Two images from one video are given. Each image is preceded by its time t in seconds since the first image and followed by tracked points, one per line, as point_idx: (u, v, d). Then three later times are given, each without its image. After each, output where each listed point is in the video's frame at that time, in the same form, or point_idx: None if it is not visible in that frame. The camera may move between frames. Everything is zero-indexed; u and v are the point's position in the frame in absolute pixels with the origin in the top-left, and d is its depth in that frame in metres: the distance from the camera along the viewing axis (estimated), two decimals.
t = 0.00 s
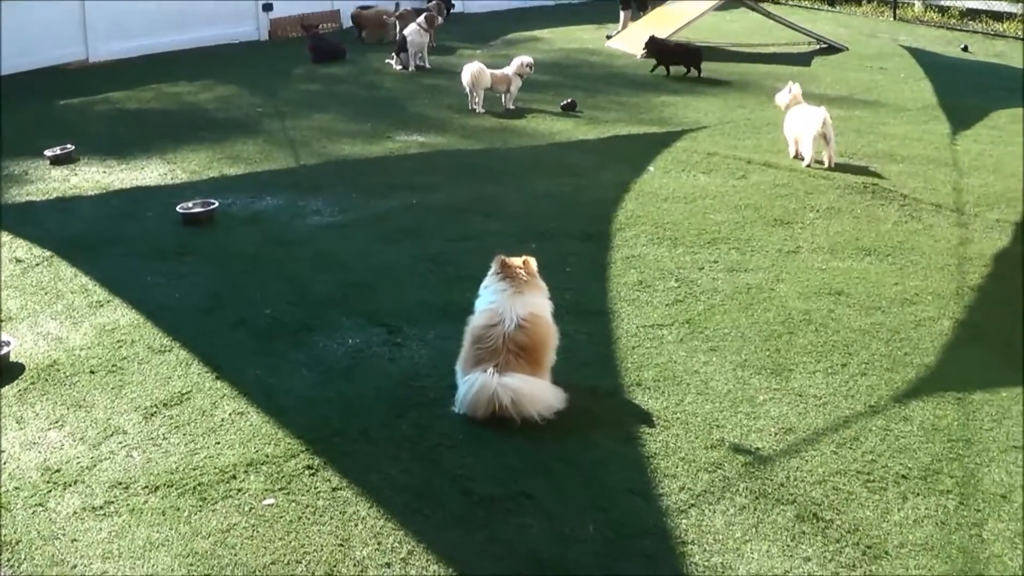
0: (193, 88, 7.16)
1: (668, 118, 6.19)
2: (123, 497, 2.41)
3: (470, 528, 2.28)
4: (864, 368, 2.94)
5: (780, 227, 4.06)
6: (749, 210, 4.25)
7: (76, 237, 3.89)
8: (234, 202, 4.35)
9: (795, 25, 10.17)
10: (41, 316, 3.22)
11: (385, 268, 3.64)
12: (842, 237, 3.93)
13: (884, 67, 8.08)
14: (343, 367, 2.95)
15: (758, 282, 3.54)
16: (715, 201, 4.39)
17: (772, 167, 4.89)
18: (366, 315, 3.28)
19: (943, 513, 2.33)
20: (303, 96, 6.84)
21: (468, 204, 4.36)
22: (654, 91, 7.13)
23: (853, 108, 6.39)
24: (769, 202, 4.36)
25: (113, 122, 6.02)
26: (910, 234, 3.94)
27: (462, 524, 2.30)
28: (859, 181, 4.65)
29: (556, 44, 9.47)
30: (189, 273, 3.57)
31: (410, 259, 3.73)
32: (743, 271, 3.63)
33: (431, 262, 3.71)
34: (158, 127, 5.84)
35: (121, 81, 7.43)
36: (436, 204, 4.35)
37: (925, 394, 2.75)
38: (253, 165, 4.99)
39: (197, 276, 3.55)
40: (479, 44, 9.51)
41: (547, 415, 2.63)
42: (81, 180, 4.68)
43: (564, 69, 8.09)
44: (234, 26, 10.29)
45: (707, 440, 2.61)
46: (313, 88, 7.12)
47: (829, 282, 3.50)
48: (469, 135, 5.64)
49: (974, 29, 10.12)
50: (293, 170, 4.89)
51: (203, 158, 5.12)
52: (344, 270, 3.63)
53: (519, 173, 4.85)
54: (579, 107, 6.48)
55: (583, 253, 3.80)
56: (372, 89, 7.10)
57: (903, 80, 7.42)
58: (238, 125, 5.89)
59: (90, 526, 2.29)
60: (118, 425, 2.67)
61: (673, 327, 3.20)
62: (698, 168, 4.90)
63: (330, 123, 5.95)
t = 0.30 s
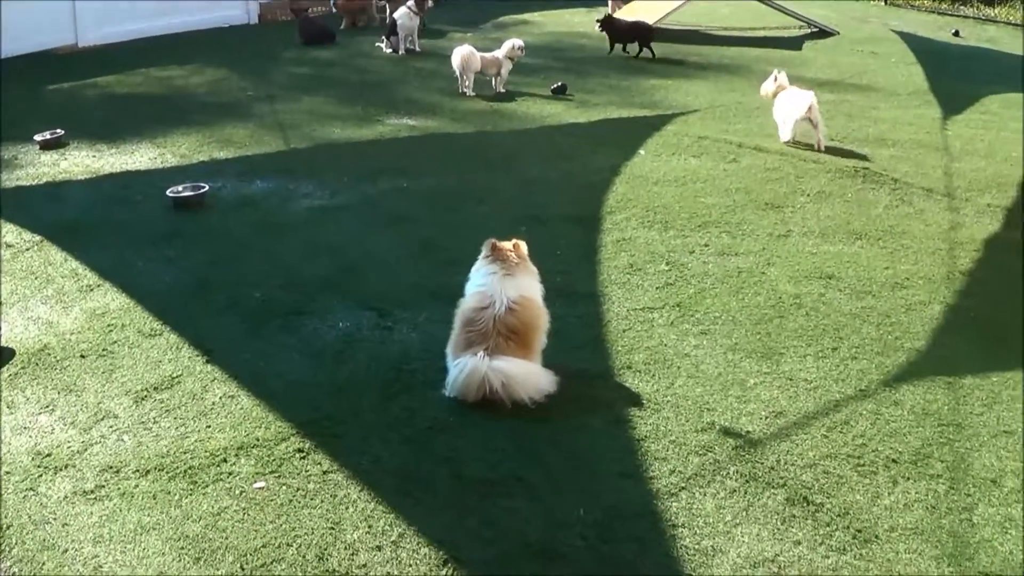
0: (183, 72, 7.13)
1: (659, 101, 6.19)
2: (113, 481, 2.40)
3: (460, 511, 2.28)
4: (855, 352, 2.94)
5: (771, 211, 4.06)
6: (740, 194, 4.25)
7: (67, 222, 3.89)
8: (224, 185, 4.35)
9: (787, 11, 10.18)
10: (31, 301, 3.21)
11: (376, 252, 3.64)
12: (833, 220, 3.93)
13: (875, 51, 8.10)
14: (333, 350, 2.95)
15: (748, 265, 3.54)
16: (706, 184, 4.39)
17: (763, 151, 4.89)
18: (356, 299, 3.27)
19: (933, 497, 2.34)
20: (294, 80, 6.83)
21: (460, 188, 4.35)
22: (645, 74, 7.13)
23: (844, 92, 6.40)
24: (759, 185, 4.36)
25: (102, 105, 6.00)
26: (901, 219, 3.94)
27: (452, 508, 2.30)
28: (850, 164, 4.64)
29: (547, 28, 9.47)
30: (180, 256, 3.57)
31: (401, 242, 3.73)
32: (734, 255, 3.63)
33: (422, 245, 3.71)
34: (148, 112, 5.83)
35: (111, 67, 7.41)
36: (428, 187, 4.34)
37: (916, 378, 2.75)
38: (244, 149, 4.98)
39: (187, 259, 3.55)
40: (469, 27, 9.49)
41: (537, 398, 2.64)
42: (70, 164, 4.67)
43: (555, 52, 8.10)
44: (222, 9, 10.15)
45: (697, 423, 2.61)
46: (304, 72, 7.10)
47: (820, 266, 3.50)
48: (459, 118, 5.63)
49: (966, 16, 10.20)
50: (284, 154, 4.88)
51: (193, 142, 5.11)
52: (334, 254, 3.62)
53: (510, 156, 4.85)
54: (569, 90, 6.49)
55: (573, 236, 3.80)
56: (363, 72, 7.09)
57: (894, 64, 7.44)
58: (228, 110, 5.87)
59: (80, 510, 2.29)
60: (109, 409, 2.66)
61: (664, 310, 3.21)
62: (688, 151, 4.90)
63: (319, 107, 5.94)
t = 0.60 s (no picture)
0: (178, 52, 7.11)
1: (655, 83, 6.18)
2: (106, 461, 2.40)
3: (453, 491, 2.29)
4: (849, 335, 2.93)
5: (766, 193, 4.06)
6: (735, 176, 4.25)
7: (61, 201, 3.87)
8: (218, 165, 4.34)
9: None
10: (24, 281, 3.21)
11: (371, 233, 3.63)
12: (828, 204, 3.93)
13: (872, 35, 8.10)
14: (327, 330, 2.95)
15: (743, 248, 3.53)
16: (701, 166, 4.38)
17: (758, 134, 4.89)
18: (350, 279, 3.27)
19: (927, 481, 2.34)
20: (289, 60, 6.81)
21: (455, 169, 4.34)
22: (641, 56, 7.12)
23: (840, 76, 6.40)
24: (755, 168, 4.35)
25: (97, 85, 5.97)
26: (896, 203, 3.94)
27: (445, 488, 2.31)
28: (845, 147, 4.63)
29: (543, 9, 9.45)
30: (174, 236, 3.56)
31: (395, 222, 3.72)
32: (729, 237, 3.63)
33: (416, 225, 3.70)
34: (142, 91, 5.80)
35: (106, 46, 7.38)
36: (423, 168, 4.32)
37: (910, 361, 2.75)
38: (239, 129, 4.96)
39: (181, 239, 3.54)
40: (465, 8, 9.46)
41: (530, 379, 2.64)
42: (64, 144, 4.66)
43: (551, 33, 8.08)
44: None
45: (691, 405, 2.61)
46: (299, 52, 7.08)
47: (814, 249, 3.49)
48: (454, 99, 5.62)
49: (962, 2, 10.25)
50: (280, 134, 4.86)
51: (188, 122, 5.09)
52: (329, 234, 3.61)
53: (505, 136, 4.84)
54: (565, 71, 6.48)
55: (568, 217, 3.79)
56: (358, 52, 7.06)
57: (890, 49, 7.44)
58: (223, 90, 5.85)
59: (73, 491, 2.29)
60: (102, 389, 2.66)
61: (658, 292, 3.20)
62: (684, 133, 4.90)
63: (314, 87, 5.93)
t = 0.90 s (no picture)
0: (174, 37, 7.09)
1: (651, 65, 6.17)
2: (104, 446, 2.41)
3: (450, 475, 2.30)
4: (847, 317, 2.93)
5: (762, 175, 4.05)
6: (732, 158, 4.24)
7: (57, 187, 3.87)
8: (215, 149, 4.33)
9: None
10: (21, 267, 3.20)
11: (367, 216, 3.62)
12: (825, 185, 3.92)
13: (869, 18, 8.08)
14: (324, 314, 2.95)
15: (740, 230, 3.53)
16: (698, 148, 4.37)
17: (755, 115, 4.88)
18: (347, 263, 3.27)
19: (924, 463, 2.34)
20: (285, 44, 6.79)
21: (452, 153, 4.32)
22: (637, 39, 7.10)
23: (837, 58, 6.39)
24: (751, 150, 4.34)
25: (92, 70, 5.97)
26: (892, 184, 3.93)
27: (443, 472, 2.31)
28: (841, 129, 4.62)
29: None
30: (170, 221, 3.55)
31: (392, 206, 3.72)
32: (725, 219, 3.63)
33: (412, 209, 3.70)
34: (138, 76, 5.79)
35: (101, 31, 7.37)
36: (420, 152, 4.31)
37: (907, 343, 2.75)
38: (235, 114, 4.95)
39: (177, 224, 3.54)
40: None
41: (527, 362, 2.64)
42: (60, 130, 4.65)
43: (548, 15, 8.05)
44: None
45: (688, 388, 2.61)
46: (295, 37, 7.06)
47: (812, 231, 3.48)
48: (450, 82, 5.61)
49: None
50: (277, 119, 4.84)
51: (184, 107, 5.08)
52: (325, 218, 3.61)
53: (501, 120, 4.82)
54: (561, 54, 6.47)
55: (565, 200, 3.79)
56: (354, 36, 7.04)
57: (887, 31, 7.42)
58: (219, 74, 5.84)
59: (71, 477, 2.30)
60: (99, 374, 2.66)
61: (655, 275, 3.20)
62: (680, 115, 4.89)
63: (310, 71, 5.92)
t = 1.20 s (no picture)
0: (171, 25, 7.08)
1: (649, 49, 6.15)
2: (105, 434, 2.41)
3: (450, 460, 2.31)
4: (846, 298, 2.93)
5: (761, 156, 4.04)
6: (731, 140, 4.23)
7: (56, 176, 3.87)
8: (212, 136, 4.33)
9: None
10: (20, 256, 3.20)
11: (366, 201, 3.62)
12: (824, 166, 3.91)
13: None
14: (323, 300, 2.95)
15: (739, 211, 3.52)
16: (696, 131, 4.36)
17: (753, 97, 4.86)
18: (346, 248, 3.26)
19: (925, 444, 2.35)
20: (282, 31, 6.78)
21: (451, 137, 4.31)
22: (635, 22, 7.07)
23: (835, 40, 6.36)
24: (750, 132, 4.33)
25: (89, 59, 5.96)
26: (892, 164, 3.92)
27: (443, 456, 2.32)
28: (840, 110, 4.60)
29: None
30: (169, 208, 3.55)
31: (390, 191, 3.71)
32: (724, 200, 3.62)
33: (411, 194, 3.69)
34: (135, 64, 5.79)
35: (98, 19, 7.36)
36: (418, 137, 4.30)
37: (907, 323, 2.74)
38: (232, 101, 4.93)
39: (176, 211, 3.54)
40: None
41: (527, 346, 2.64)
42: (58, 119, 4.65)
43: None
44: None
45: (688, 369, 2.61)
46: (292, 23, 7.04)
47: (811, 213, 3.48)
48: (448, 67, 5.60)
49: None
50: (274, 105, 4.83)
51: (181, 94, 5.08)
52: (323, 203, 3.61)
53: (499, 104, 4.81)
54: (559, 37, 6.45)
55: (563, 184, 3.78)
56: (351, 22, 7.02)
57: (886, 13, 7.38)
58: (216, 62, 5.83)
59: (72, 465, 2.30)
60: (99, 362, 2.66)
61: (654, 257, 3.20)
62: (678, 98, 4.88)
63: (307, 58, 5.91)
